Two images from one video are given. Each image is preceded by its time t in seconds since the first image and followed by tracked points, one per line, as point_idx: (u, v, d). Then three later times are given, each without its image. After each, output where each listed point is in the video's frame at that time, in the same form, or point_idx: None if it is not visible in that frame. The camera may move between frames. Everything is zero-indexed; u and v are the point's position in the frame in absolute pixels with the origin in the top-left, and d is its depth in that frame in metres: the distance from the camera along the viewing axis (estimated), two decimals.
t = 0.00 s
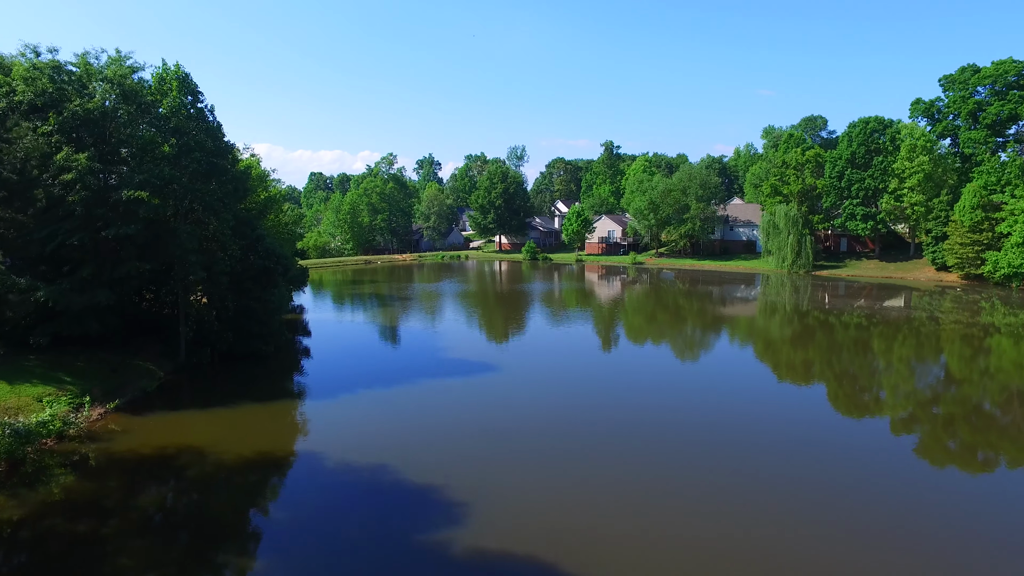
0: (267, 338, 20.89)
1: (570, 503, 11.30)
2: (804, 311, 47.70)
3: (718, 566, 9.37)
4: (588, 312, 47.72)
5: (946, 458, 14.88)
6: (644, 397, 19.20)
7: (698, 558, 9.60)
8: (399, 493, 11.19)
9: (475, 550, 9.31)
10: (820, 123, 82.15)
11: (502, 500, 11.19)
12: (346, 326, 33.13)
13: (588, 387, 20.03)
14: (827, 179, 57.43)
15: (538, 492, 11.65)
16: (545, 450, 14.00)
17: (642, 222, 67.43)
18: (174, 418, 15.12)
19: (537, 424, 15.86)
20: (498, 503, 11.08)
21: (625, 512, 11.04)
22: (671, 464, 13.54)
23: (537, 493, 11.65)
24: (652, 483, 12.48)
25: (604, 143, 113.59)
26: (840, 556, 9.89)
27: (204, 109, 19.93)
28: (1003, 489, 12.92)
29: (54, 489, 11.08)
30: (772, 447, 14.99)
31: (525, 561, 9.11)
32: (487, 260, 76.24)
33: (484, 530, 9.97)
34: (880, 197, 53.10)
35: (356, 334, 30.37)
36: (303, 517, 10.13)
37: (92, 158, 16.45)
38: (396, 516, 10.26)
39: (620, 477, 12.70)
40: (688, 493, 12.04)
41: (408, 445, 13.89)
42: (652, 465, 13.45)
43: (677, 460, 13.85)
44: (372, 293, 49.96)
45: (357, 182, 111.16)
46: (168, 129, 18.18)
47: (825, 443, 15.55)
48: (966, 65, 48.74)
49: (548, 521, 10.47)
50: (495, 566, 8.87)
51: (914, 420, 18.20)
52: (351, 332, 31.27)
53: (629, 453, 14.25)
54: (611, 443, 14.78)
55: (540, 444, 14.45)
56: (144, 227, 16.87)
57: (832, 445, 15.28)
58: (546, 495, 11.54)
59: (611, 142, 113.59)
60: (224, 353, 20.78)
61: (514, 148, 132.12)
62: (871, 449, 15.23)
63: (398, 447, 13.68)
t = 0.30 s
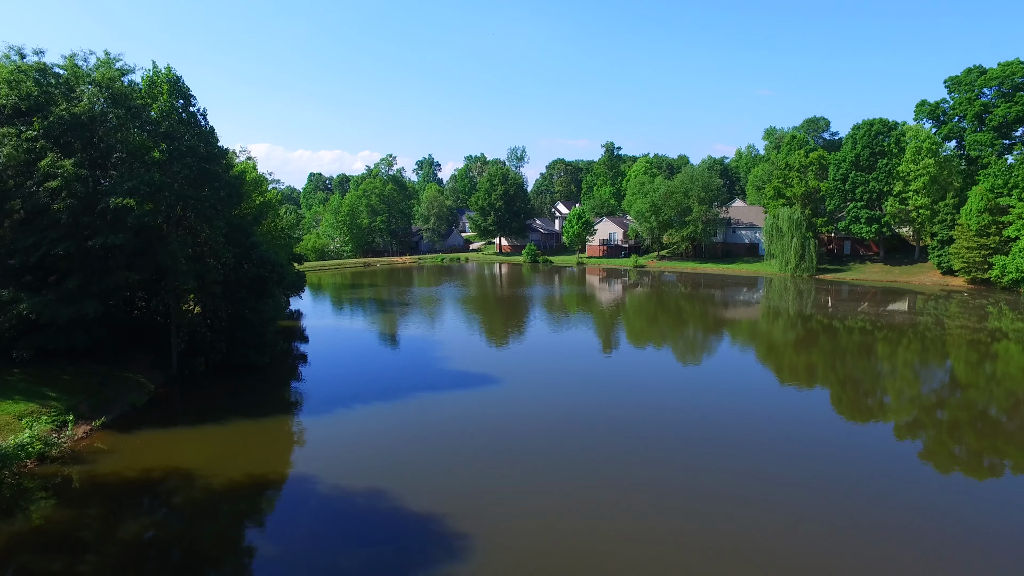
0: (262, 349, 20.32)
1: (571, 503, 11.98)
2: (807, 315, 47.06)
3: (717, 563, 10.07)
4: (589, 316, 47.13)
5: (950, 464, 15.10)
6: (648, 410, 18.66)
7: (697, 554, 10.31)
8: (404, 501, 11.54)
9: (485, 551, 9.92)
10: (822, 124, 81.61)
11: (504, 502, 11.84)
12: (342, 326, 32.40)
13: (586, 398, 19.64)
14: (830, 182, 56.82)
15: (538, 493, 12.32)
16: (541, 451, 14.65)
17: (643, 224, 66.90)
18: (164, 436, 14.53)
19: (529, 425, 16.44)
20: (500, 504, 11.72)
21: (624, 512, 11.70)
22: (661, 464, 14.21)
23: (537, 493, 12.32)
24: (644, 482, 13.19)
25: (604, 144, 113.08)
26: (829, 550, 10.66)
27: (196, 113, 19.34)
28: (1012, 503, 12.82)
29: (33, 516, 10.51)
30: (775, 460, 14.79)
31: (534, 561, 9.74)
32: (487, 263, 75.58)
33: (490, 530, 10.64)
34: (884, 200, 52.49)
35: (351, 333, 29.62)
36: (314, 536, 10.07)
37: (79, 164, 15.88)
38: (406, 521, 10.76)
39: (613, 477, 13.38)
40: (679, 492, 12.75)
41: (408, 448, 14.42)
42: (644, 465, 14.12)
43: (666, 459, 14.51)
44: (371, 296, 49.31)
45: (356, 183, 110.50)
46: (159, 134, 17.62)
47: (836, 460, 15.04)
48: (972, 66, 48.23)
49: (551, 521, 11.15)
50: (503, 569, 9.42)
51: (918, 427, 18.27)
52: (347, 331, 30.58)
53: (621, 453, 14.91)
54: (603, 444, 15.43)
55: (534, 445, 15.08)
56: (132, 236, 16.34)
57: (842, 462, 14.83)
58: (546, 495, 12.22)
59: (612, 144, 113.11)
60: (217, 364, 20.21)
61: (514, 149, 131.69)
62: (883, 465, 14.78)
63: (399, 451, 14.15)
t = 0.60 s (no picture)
0: (257, 360, 19.71)
1: (572, 503, 12.58)
2: (810, 319, 46.45)
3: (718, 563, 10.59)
4: (591, 321, 46.51)
5: (955, 468, 15.57)
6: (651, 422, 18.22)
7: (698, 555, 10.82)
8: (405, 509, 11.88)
9: (490, 553, 10.42)
10: (825, 126, 81.06)
11: (502, 505, 12.32)
12: (339, 330, 31.71)
13: (581, 406, 19.45)
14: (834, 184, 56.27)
15: (536, 495, 12.82)
16: (531, 453, 15.20)
17: (645, 227, 66.38)
18: (152, 456, 13.94)
19: (517, 429, 16.93)
20: (500, 508, 12.19)
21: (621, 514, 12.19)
22: (649, 468, 14.74)
23: (534, 495, 12.85)
24: (634, 484, 13.72)
25: (605, 145, 112.61)
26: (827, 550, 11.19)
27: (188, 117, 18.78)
28: None
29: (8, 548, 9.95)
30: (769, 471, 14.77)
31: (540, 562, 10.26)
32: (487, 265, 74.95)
33: (492, 532, 11.15)
34: (889, 203, 51.93)
35: (348, 339, 28.93)
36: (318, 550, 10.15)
37: (65, 171, 15.30)
38: (409, 528, 11.15)
39: (605, 480, 13.89)
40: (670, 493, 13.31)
41: (402, 455, 14.84)
42: (633, 466, 14.64)
43: (653, 463, 15.02)
44: (369, 299, 48.76)
45: (356, 183, 109.93)
46: (150, 140, 17.05)
47: (846, 476, 14.60)
48: (978, 68, 47.72)
49: (554, 521, 11.72)
50: (506, 569, 9.91)
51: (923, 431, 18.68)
52: (344, 335, 29.91)
53: (609, 456, 15.42)
54: (591, 446, 15.96)
55: (523, 448, 15.57)
56: (122, 246, 15.81)
57: (849, 476, 14.46)
58: (543, 498, 12.72)
59: (613, 145, 112.64)
60: (211, 377, 19.64)
61: (515, 150, 131.24)
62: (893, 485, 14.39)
63: (393, 459, 14.51)
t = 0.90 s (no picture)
0: (252, 373, 19.08)
1: (567, 505, 13.51)
2: (814, 324, 45.88)
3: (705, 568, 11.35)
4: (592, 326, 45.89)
5: (961, 474, 17.03)
6: (647, 442, 18.32)
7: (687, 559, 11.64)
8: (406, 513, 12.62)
9: (491, 554, 11.21)
10: (827, 127, 80.54)
11: (499, 509, 13.07)
12: (336, 336, 31.05)
13: (570, 416, 19.89)
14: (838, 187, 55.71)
15: (533, 498, 13.70)
16: (525, 459, 15.97)
17: (646, 229, 65.78)
18: (140, 478, 13.35)
19: (508, 433, 17.65)
20: (500, 510, 13.02)
21: (614, 519, 12.97)
22: (636, 477, 15.49)
23: (532, 496, 13.80)
24: (622, 491, 14.49)
25: (606, 146, 112.04)
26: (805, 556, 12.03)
27: (180, 122, 18.17)
28: None
29: None
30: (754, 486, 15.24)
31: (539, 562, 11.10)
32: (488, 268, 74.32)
33: (494, 536, 11.94)
34: (894, 206, 51.36)
35: (346, 346, 28.28)
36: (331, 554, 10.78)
37: (51, 179, 14.78)
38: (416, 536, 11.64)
39: (596, 486, 14.67)
40: (657, 501, 14.13)
41: (399, 459, 15.51)
42: (620, 471, 15.56)
43: (639, 473, 15.78)
44: (367, 303, 48.17)
45: (355, 185, 109.21)
46: (140, 147, 16.49)
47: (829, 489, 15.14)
48: (984, 69, 47.18)
49: (554, 522, 12.65)
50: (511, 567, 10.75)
51: (928, 437, 20.34)
52: (341, 341, 29.24)
53: (598, 464, 16.20)
54: (581, 454, 16.75)
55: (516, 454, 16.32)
56: (110, 257, 15.31)
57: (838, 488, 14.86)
58: (539, 502, 13.50)
59: (613, 146, 112.12)
60: (204, 390, 19.04)
61: (515, 151, 130.65)
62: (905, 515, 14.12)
63: (393, 463, 15.15)
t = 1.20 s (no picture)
0: (247, 388, 18.48)
1: (568, 504, 14.15)
2: (818, 328, 45.33)
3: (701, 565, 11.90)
4: (594, 330, 45.34)
5: (966, 479, 17.14)
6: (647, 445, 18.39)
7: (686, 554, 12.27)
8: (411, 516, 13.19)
9: (494, 556, 11.80)
10: (829, 129, 79.97)
11: (501, 507, 13.83)
12: (334, 343, 30.41)
13: (568, 419, 20.22)
14: (842, 190, 55.17)
15: (533, 497, 14.39)
16: (524, 458, 16.52)
17: (648, 232, 65.23)
18: (127, 503, 12.81)
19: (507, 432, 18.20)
20: (503, 509, 13.74)
21: (612, 518, 13.54)
22: (633, 474, 16.04)
23: (533, 495, 14.48)
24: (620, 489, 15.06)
25: (607, 148, 111.51)
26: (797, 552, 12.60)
27: (172, 129, 17.65)
28: None
29: None
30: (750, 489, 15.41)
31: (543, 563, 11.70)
32: (488, 271, 73.75)
33: (497, 537, 12.55)
34: (899, 209, 50.81)
35: (344, 355, 27.63)
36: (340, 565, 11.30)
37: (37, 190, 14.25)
38: (423, 537, 12.42)
39: (594, 484, 15.22)
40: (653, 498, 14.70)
41: (402, 460, 16.04)
42: (618, 470, 16.26)
43: (635, 470, 16.31)
44: (366, 308, 47.58)
45: (354, 186, 108.60)
46: (130, 155, 15.96)
47: (822, 492, 15.62)
48: (990, 70, 46.66)
49: (554, 519, 13.35)
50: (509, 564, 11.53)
51: (933, 441, 20.40)
52: (340, 350, 28.61)
53: (595, 462, 16.76)
54: (579, 453, 17.32)
55: (516, 454, 16.84)
56: (100, 269, 14.84)
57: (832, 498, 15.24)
58: (540, 504, 14.08)
59: (613, 148, 111.65)
60: (199, 404, 18.45)
61: (515, 152, 130.08)
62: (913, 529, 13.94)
63: (401, 462, 15.87)
